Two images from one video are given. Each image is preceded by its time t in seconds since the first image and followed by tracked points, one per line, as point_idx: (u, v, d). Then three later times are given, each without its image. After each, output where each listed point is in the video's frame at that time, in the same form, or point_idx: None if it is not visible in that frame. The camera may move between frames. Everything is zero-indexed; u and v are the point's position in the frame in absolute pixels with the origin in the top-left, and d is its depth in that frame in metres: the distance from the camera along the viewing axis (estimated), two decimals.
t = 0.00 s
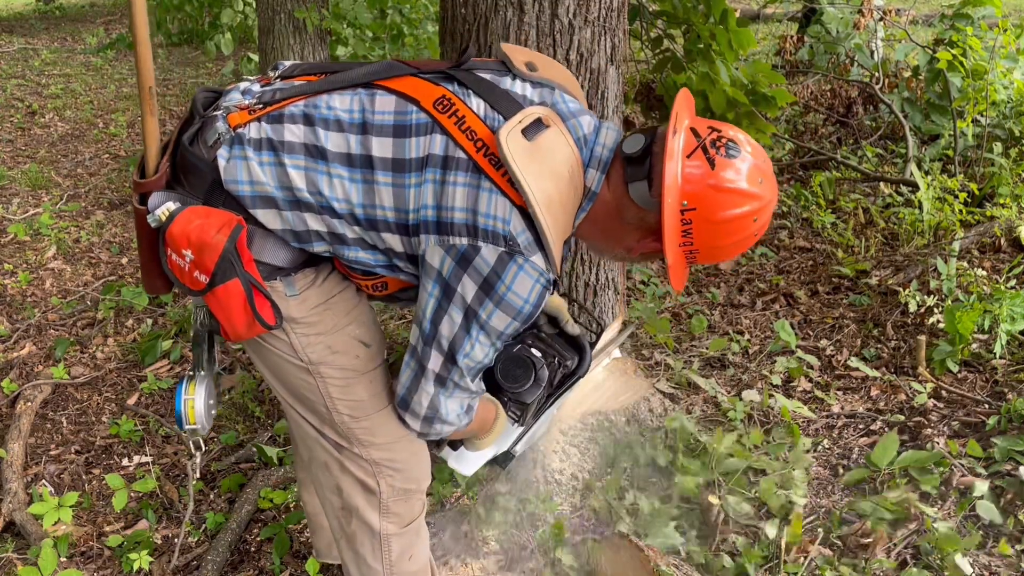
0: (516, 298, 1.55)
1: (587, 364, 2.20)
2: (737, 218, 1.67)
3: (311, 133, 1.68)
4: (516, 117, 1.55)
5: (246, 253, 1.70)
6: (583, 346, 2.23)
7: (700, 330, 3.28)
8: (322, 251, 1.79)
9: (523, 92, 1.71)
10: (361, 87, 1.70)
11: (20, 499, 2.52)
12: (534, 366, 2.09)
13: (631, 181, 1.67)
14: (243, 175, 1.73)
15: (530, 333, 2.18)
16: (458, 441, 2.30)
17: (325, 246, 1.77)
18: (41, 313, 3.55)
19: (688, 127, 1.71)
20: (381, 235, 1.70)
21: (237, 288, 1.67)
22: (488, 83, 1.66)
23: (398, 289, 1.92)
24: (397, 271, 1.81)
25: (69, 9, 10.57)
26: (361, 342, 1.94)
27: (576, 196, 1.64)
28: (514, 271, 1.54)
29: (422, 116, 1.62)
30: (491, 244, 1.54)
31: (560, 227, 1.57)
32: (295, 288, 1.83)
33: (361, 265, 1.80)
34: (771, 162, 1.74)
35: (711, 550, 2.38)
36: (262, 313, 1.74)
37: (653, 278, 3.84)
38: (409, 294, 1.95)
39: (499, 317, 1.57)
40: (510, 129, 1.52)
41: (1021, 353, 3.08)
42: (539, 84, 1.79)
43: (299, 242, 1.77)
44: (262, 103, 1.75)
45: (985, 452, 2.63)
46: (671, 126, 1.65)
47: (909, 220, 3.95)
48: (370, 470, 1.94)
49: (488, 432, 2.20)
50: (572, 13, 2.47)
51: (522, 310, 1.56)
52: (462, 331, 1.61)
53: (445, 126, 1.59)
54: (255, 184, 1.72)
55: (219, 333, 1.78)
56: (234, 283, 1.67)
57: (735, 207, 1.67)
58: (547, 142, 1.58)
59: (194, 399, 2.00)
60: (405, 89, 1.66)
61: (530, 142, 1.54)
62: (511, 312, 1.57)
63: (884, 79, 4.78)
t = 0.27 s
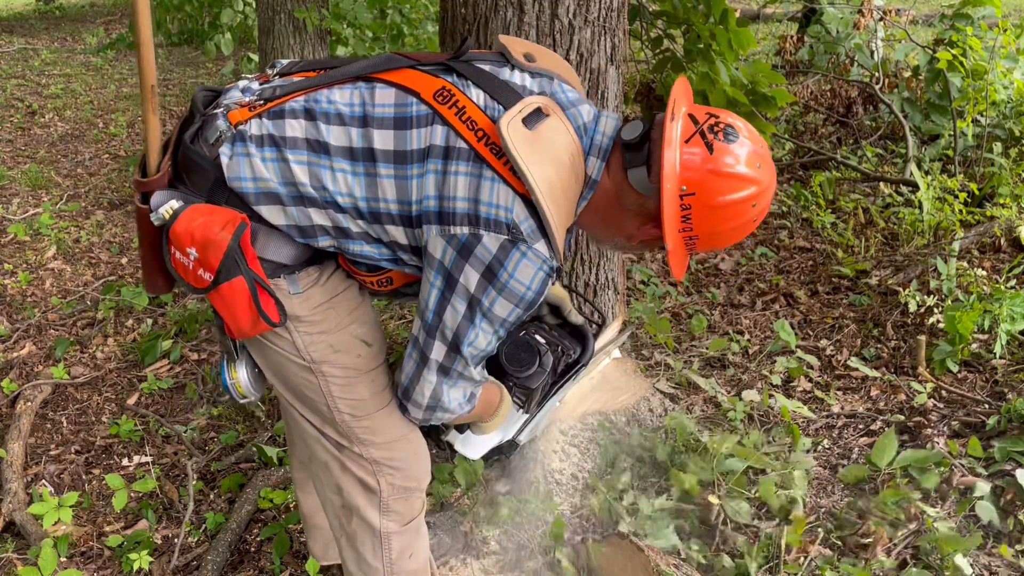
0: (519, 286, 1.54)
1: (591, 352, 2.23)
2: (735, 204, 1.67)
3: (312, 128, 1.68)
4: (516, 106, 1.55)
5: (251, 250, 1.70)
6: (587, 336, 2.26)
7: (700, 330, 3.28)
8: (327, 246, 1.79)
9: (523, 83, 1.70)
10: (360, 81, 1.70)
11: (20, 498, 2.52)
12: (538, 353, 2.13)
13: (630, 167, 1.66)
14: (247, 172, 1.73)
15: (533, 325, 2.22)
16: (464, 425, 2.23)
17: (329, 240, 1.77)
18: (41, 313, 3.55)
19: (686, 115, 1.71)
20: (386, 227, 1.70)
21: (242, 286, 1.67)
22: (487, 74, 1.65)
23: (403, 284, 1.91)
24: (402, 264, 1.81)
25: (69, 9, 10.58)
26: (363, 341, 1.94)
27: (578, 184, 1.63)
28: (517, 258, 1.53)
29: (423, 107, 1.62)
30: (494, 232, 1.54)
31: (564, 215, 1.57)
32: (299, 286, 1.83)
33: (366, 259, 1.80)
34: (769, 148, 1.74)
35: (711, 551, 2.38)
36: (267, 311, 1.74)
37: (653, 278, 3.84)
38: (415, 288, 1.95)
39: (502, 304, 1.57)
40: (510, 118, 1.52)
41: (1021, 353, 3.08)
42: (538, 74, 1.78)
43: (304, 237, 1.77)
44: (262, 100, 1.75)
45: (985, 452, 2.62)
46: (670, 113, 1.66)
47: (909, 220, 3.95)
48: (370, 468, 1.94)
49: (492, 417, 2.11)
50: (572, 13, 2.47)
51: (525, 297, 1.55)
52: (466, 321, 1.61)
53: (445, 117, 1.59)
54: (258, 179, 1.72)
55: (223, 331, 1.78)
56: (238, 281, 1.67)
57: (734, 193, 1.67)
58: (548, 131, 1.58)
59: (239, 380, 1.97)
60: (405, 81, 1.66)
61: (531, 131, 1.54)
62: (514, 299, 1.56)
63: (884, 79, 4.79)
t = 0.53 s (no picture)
0: (522, 274, 1.53)
1: (590, 352, 2.22)
2: (736, 189, 1.67)
3: (315, 125, 1.69)
4: (517, 97, 1.55)
5: (257, 246, 1.70)
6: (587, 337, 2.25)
7: (700, 330, 3.29)
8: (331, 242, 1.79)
9: (523, 75, 1.71)
10: (362, 76, 1.70)
11: (20, 498, 2.52)
12: (537, 353, 2.12)
13: (631, 156, 1.66)
14: (251, 170, 1.73)
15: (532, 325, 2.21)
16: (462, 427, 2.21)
17: (334, 237, 1.77)
18: (41, 313, 3.56)
19: (685, 103, 1.71)
20: (390, 221, 1.70)
21: (249, 282, 1.67)
22: (487, 67, 1.66)
23: (407, 278, 1.92)
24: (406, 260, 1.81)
25: (69, 9, 10.59)
26: (368, 337, 1.94)
27: (579, 174, 1.63)
28: (520, 247, 1.53)
29: (424, 100, 1.62)
30: (496, 222, 1.53)
31: (567, 205, 1.57)
32: (305, 281, 1.83)
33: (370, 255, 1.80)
34: (768, 136, 1.74)
35: (712, 550, 2.38)
36: (274, 306, 1.74)
37: (653, 278, 3.84)
38: (418, 282, 1.95)
39: (505, 294, 1.55)
40: (511, 109, 1.52)
41: (1021, 353, 3.07)
42: (537, 65, 1.79)
43: (308, 233, 1.77)
44: (266, 98, 1.75)
45: (985, 452, 2.63)
46: (671, 100, 1.65)
47: (909, 220, 3.95)
48: (376, 464, 1.94)
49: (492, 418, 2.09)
50: (572, 13, 2.47)
51: (527, 288, 1.54)
52: (470, 313, 1.60)
53: (447, 109, 1.59)
54: (261, 176, 1.72)
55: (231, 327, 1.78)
56: (245, 277, 1.67)
57: (735, 179, 1.67)
58: (548, 121, 1.58)
59: (228, 387, 1.96)
60: (406, 75, 1.66)
61: (531, 121, 1.54)
62: (516, 290, 1.55)
63: (884, 79, 4.79)
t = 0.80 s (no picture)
0: (523, 264, 1.53)
1: (574, 367, 2.25)
2: (735, 181, 1.68)
3: (315, 122, 1.69)
4: (516, 88, 1.56)
5: (256, 245, 1.70)
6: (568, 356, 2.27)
7: (700, 330, 3.29)
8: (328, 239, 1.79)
9: (520, 70, 1.72)
10: (362, 74, 1.70)
11: (20, 498, 2.52)
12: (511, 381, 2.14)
13: (629, 149, 1.66)
14: (251, 169, 1.73)
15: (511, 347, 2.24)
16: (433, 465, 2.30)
17: (332, 234, 1.77)
18: (41, 313, 3.56)
19: (682, 97, 1.71)
20: (387, 217, 1.70)
21: (249, 279, 1.67)
22: (486, 61, 1.67)
23: (406, 278, 1.91)
24: (404, 258, 1.80)
25: (69, 8, 10.58)
26: (364, 338, 1.95)
27: (578, 164, 1.63)
28: (521, 234, 1.53)
29: (424, 93, 1.63)
30: (497, 209, 1.53)
31: (567, 195, 1.56)
32: (304, 280, 1.84)
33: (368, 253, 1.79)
34: (767, 128, 1.75)
35: (712, 550, 2.38)
36: (275, 304, 1.74)
37: (653, 278, 3.84)
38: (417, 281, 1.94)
39: (505, 286, 1.56)
40: (510, 99, 1.53)
41: (1021, 353, 3.08)
42: (533, 60, 1.79)
43: (306, 231, 1.77)
44: (266, 99, 1.76)
45: (985, 452, 2.63)
46: (669, 94, 1.65)
47: (909, 220, 3.95)
48: (371, 468, 1.94)
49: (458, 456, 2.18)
50: (572, 13, 2.47)
51: (527, 279, 1.54)
52: (470, 304, 1.59)
53: (447, 101, 1.60)
54: (258, 172, 1.72)
55: (231, 326, 1.78)
56: (245, 274, 1.67)
57: (733, 171, 1.67)
58: (548, 112, 1.58)
59: (217, 391, 1.97)
60: (405, 70, 1.67)
61: (530, 110, 1.54)
62: (516, 282, 1.55)
63: (884, 79, 4.79)
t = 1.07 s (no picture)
0: (511, 279, 1.53)
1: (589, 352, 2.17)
2: (732, 199, 1.68)
3: (307, 128, 1.69)
4: (508, 99, 1.57)
5: (249, 251, 1.70)
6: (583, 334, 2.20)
7: (700, 330, 3.29)
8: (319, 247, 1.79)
9: (515, 81, 1.72)
10: (357, 81, 1.70)
11: (20, 498, 2.52)
12: (534, 361, 2.09)
13: (624, 165, 1.66)
14: (242, 174, 1.73)
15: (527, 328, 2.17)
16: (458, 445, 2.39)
17: (322, 242, 1.77)
18: (41, 313, 3.56)
19: (679, 111, 1.70)
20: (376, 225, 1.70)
21: (241, 286, 1.67)
22: (481, 72, 1.68)
23: (398, 284, 1.90)
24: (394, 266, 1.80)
25: (69, 9, 10.58)
26: (362, 338, 1.95)
27: (570, 180, 1.63)
28: (508, 250, 1.52)
29: (417, 103, 1.63)
30: (485, 222, 1.53)
31: (554, 208, 1.56)
32: (298, 285, 1.83)
33: (358, 261, 1.79)
34: (764, 145, 1.75)
35: (712, 551, 2.38)
36: (267, 310, 1.74)
37: (653, 278, 3.84)
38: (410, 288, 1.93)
39: (493, 301, 1.55)
40: (501, 110, 1.53)
41: (1021, 353, 3.08)
42: (530, 71, 1.80)
43: (296, 238, 1.77)
44: (259, 104, 1.76)
45: (985, 452, 2.63)
46: (665, 108, 1.64)
47: (909, 220, 3.95)
48: (373, 467, 1.93)
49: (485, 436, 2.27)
50: (572, 13, 2.47)
51: (515, 294, 1.54)
52: (456, 317, 1.59)
53: (439, 111, 1.60)
54: (250, 177, 1.72)
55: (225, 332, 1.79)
56: (238, 281, 1.67)
57: (730, 188, 1.67)
58: (539, 125, 1.59)
59: (234, 384, 1.97)
60: (399, 78, 1.67)
61: (521, 123, 1.55)
62: (504, 296, 1.55)
63: (884, 79, 4.79)
